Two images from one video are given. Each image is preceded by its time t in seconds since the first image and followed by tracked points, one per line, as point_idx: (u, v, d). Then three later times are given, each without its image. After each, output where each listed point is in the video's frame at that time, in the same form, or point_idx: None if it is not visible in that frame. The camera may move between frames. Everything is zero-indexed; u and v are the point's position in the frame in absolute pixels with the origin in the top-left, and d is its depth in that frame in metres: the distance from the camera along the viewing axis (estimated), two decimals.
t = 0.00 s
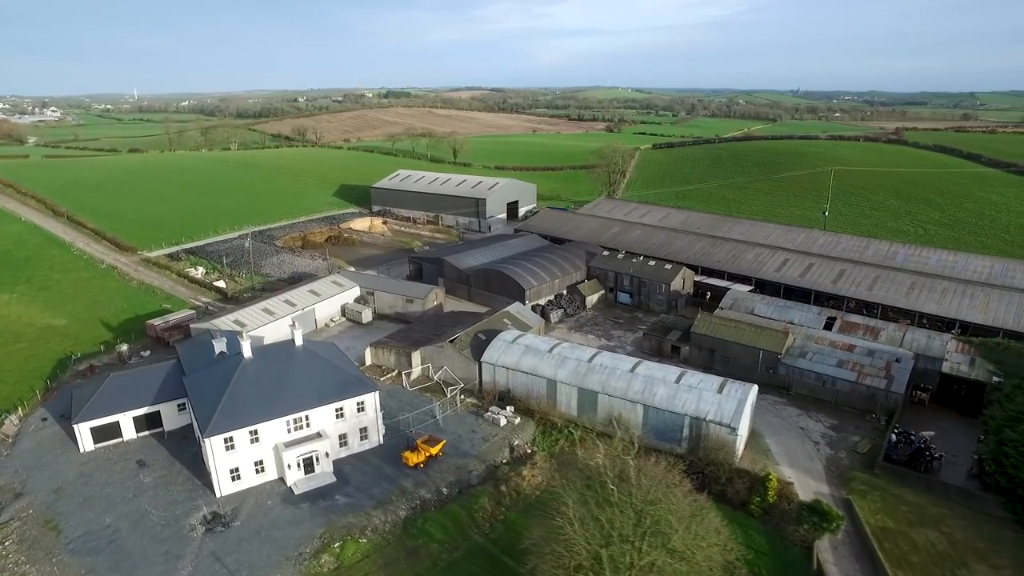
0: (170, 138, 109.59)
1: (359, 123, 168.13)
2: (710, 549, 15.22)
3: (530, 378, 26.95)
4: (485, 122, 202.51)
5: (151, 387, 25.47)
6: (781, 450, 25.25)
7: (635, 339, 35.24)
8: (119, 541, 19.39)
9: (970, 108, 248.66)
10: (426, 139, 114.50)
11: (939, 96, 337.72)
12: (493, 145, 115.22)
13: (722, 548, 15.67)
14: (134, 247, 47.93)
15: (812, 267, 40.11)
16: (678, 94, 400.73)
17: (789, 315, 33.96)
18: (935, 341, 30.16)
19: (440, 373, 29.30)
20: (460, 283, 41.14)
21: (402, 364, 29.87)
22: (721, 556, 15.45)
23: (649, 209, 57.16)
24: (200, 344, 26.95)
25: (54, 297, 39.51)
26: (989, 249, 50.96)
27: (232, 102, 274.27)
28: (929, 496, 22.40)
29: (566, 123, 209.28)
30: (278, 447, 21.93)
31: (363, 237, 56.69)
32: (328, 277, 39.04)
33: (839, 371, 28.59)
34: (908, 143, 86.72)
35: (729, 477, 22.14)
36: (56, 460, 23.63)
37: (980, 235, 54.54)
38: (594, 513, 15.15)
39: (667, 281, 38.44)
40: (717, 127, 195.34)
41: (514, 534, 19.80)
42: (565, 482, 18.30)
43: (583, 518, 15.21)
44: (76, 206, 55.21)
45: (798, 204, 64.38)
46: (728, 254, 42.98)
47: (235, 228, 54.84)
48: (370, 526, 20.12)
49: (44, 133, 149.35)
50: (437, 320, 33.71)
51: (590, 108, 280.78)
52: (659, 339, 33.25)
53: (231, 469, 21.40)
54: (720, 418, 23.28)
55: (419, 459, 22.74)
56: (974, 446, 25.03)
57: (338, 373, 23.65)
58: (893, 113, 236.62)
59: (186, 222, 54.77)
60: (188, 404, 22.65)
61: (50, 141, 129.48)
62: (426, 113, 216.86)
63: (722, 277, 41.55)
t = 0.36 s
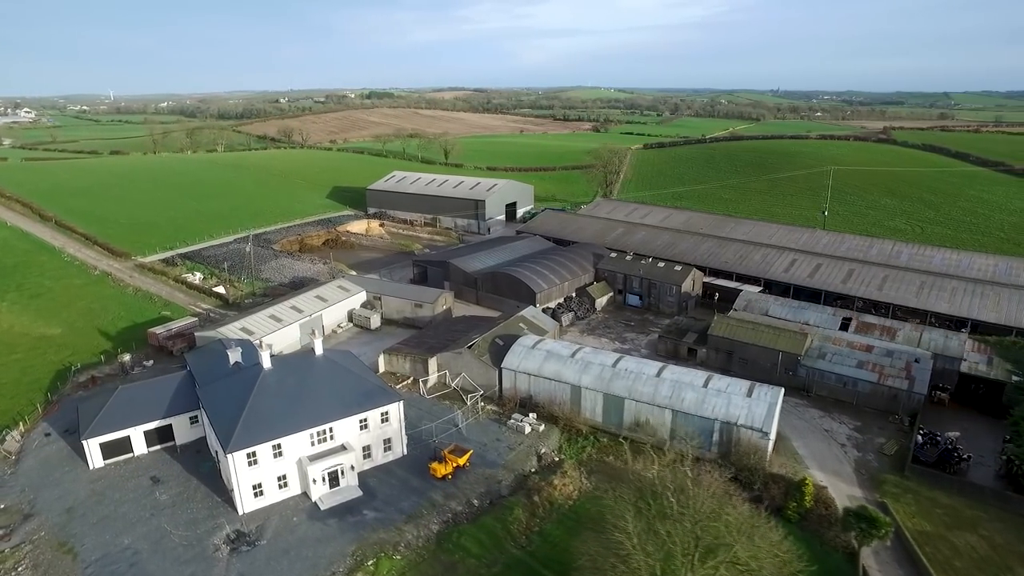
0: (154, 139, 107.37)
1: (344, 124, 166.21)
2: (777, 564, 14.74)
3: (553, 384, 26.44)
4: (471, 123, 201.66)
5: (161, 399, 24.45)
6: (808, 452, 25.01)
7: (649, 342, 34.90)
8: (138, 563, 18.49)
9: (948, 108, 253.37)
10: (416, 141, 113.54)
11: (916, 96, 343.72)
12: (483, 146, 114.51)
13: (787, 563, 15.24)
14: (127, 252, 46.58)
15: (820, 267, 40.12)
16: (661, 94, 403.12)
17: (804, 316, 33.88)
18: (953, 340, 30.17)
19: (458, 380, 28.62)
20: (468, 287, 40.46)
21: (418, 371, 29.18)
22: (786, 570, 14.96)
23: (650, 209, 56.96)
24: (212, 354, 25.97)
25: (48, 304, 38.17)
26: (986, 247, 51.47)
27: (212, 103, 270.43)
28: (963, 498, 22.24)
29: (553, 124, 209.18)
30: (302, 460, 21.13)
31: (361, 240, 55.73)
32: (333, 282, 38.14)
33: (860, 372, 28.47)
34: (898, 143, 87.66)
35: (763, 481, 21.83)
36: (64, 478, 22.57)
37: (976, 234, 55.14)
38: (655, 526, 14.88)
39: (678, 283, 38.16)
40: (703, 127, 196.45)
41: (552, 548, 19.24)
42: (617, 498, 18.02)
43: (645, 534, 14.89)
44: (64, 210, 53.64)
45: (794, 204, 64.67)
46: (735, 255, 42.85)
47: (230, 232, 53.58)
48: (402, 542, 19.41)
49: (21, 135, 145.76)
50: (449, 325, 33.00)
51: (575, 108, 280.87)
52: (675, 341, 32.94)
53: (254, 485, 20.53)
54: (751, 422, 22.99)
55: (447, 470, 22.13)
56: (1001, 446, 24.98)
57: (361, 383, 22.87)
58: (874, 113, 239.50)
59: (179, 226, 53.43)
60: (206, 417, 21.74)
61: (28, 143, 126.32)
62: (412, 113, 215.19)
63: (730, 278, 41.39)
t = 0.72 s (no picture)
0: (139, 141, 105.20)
1: (331, 125, 164.31)
2: None
3: (578, 391, 25.96)
4: (458, 123, 200.64)
5: (175, 412, 23.50)
6: (837, 456, 24.80)
7: (664, 346, 34.61)
8: None
9: (927, 108, 257.64)
10: (406, 142, 112.51)
11: (895, 96, 348.82)
12: (475, 147, 113.77)
13: None
14: (122, 257, 45.28)
15: (829, 268, 40.15)
16: (645, 94, 405.02)
17: (820, 317, 33.81)
18: (971, 341, 30.23)
19: (478, 387, 28.04)
20: (476, 291, 39.84)
21: (436, 378, 28.55)
22: None
23: (652, 210, 56.77)
24: (226, 365, 25.09)
25: (43, 313, 36.86)
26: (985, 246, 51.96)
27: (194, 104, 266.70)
28: (996, 500, 22.15)
29: (540, 124, 208.90)
30: (331, 475, 20.40)
31: (360, 243, 54.80)
32: (340, 287, 37.29)
33: (881, 374, 28.39)
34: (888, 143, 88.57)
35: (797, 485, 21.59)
36: (76, 497, 21.57)
37: (973, 233, 55.70)
38: (720, 540, 14.59)
39: (690, 285, 37.95)
40: (690, 127, 197.43)
41: (594, 561, 18.73)
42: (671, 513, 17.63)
43: (711, 551, 14.60)
44: (54, 215, 52.10)
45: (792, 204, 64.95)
46: (743, 256, 42.76)
47: (225, 236, 52.33)
48: (439, 558, 18.78)
49: None
50: (463, 330, 32.36)
51: (561, 108, 280.60)
52: (692, 345, 32.68)
53: (280, 502, 19.75)
54: (785, 427, 22.70)
55: (477, 481, 21.60)
56: None
57: (387, 394, 22.16)
58: (857, 113, 242.09)
59: (174, 231, 52.12)
60: (227, 432, 20.90)
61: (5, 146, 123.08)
62: (399, 114, 213.56)
63: (739, 279, 41.27)
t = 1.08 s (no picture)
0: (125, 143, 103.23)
1: (320, 126, 162.64)
2: None
3: (601, 396, 25.57)
4: (447, 124, 199.65)
5: (190, 423, 22.71)
6: (862, 458, 24.67)
7: (677, 348, 34.38)
8: None
9: (910, 109, 261.12)
10: (399, 144, 111.59)
11: (877, 97, 353.58)
12: (468, 148, 113.13)
13: None
14: (118, 262, 44.16)
15: (837, 268, 40.18)
16: (631, 95, 406.57)
17: (833, 318, 33.79)
18: (987, 341, 30.27)
19: (497, 393, 27.57)
20: (485, 295, 39.33)
21: (454, 385, 28.04)
22: None
23: (653, 211, 56.59)
24: (242, 375, 24.38)
25: (39, 320, 35.74)
26: (983, 246, 52.41)
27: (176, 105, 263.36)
28: None
29: (529, 124, 208.49)
30: (358, 487, 19.80)
31: (360, 246, 54.01)
32: (347, 291, 36.57)
33: (900, 375, 28.32)
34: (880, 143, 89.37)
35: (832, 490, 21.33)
36: (89, 513, 20.74)
37: (970, 232, 56.19)
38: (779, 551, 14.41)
39: (700, 287, 37.74)
40: (678, 128, 198.23)
41: (632, 571, 18.34)
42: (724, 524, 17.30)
43: (770, 562, 14.44)
44: (45, 219, 50.78)
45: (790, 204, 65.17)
46: (750, 257, 42.69)
47: (223, 239, 51.26)
48: (474, 571, 18.27)
49: None
50: (477, 335, 31.83)
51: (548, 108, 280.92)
52: (707, 347, 32.47)
53: (308, 516, 19.12)
54: (814, 431, 22.47)
55: (507, 490, 21.13)
56: None
57: (411, 403, 21.60)
58: (841, 114, 244.90)
59: (169, 234, 50.98)
60: (248, 446, 20.22)
61: None
62: (387, 115, 212.15)
63: (748, 280, 41.17)
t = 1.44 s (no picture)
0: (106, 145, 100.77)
1: (304, 127, 160.61)
2: None
3: (625, 401, 25.17)
4: (433, 125, 198.47)
5: (207, 437, 21.83)
6: (888, 459, 24.63)
7: (690, 350, 34.17)
8: None
9: (887, 109, 265.69)
10: (388, 145, 110.41)
11: (856, 96, 358.84)
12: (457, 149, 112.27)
13: None
14: (111, 268, 42.83)
15: (843, 268, 40.31)
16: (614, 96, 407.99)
17: (846, 319, 33.84)
18: (1000, 340, 30.48)
19: (517, 399, 27.07)
20: (492, 298, 38.78)
21: (473, 392, 27.49)
22: None
23: (653, 212, 56.44)
24: (259, 387, 23.60)
25: (33, 330, 34.43)
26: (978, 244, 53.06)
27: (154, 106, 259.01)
28: None
29: (515, 125, 207.96)
30: (390, 501, 19.18)
31: (358, 249, 53.10)
32: (354, 296, 35.78)
33: (918, 375, 28.35)
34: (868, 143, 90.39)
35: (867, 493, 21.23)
36: (104, 534, 19.82)
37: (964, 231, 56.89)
38: (842, 561, 14.20)
39: (710, 288, 37.59)
40: (663, 128, 199.21)
41: None
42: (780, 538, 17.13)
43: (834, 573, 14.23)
44: (31, 224, 49.19)
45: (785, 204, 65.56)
46: (755, 257, 42.70)
47: (217, 244, 50.06)
48: None
49: None
50: (491, 340, 31.29)
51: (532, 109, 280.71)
52: (721, 349, 32.29)
53: (339, 533, 18.44)
54: (844, 433, 22.31)
55: (539, 501, 20.65)
56: None
57: (439, 414, 21.03)
58: (822, 114, 247.83)
59: (161, 239, 49.63)
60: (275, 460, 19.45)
61: None
62: (371, 116, 210.25)
63: (754, 280, 41.15)
